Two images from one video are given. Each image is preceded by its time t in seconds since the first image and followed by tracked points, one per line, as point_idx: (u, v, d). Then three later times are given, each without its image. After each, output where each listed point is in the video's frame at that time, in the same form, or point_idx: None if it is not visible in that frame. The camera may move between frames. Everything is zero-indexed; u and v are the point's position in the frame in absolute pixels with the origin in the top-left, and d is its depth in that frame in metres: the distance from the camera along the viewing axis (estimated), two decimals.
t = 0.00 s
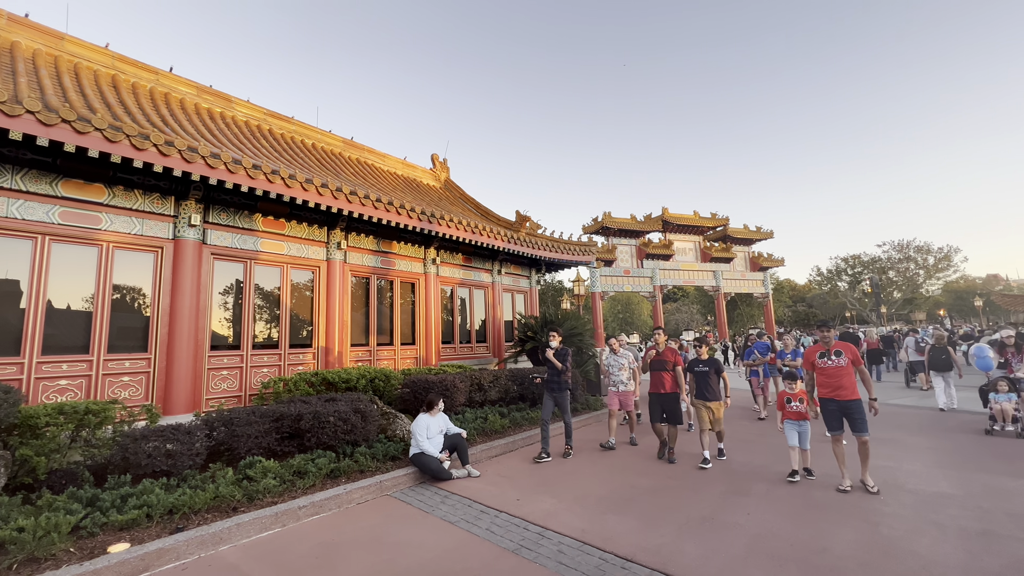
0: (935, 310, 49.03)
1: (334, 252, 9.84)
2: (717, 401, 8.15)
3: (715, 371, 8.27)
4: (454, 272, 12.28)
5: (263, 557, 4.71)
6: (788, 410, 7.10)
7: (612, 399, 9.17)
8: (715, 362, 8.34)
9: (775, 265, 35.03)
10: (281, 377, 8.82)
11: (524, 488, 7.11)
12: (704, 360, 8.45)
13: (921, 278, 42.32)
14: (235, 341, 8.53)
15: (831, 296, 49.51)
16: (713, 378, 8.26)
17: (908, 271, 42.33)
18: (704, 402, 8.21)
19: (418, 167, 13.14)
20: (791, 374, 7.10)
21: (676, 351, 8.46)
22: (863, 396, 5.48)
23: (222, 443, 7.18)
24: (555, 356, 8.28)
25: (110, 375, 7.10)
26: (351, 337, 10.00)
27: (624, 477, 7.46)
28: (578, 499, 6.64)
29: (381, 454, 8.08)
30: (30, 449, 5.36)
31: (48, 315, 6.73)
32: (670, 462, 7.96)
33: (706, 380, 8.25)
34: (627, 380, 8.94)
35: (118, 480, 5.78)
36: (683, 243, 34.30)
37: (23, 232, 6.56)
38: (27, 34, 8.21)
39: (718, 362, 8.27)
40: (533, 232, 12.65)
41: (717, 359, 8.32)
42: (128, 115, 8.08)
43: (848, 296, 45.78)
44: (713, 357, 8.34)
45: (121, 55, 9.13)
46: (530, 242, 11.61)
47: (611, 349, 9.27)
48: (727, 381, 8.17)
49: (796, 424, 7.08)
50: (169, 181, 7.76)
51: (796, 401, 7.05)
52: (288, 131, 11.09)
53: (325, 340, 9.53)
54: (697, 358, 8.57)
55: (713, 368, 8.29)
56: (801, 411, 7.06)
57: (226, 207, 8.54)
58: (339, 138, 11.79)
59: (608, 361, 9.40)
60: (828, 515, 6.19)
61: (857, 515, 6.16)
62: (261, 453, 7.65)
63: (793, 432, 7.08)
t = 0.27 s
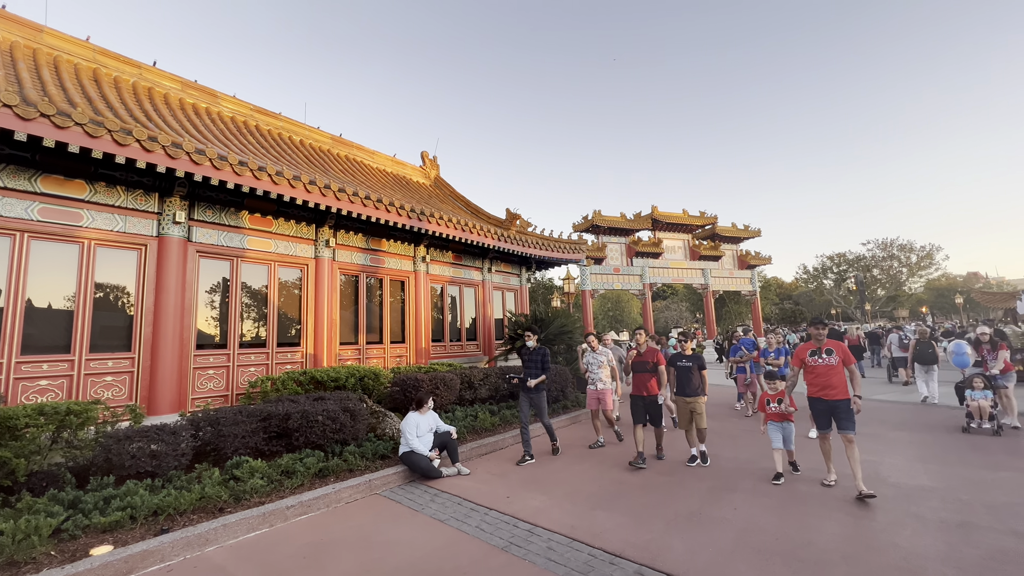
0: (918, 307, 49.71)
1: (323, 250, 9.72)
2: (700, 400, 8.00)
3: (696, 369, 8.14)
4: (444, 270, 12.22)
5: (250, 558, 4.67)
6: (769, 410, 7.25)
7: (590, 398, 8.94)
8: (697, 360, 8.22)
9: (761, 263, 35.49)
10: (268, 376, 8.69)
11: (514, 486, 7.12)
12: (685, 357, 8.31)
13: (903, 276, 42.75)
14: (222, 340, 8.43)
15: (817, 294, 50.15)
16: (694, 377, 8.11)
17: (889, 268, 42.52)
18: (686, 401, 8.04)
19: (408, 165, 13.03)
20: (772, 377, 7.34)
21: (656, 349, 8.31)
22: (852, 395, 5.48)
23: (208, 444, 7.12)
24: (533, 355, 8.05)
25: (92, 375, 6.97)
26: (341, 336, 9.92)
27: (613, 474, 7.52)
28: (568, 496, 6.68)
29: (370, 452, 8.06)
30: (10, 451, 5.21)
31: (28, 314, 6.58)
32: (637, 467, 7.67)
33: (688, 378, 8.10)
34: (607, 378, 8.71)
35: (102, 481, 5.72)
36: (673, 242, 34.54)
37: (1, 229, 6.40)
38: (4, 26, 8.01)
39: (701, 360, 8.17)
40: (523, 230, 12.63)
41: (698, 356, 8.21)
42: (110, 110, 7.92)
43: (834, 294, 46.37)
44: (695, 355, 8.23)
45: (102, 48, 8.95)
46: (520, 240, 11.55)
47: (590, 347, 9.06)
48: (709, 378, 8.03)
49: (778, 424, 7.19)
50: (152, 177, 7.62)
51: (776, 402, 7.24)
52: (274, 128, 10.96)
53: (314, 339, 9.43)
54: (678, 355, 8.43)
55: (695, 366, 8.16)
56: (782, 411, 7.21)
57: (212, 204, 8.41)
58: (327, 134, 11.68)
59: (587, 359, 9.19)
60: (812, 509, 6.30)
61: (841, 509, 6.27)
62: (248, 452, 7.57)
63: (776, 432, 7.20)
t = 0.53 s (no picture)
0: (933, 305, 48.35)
1: (303, 246, 9.21)
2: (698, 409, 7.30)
3: (694, 375, 7.46)
4: (432, 267, 11.72)
5: None
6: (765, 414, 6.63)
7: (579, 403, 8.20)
8: (696, 365, 7.54)
9: (767, 258, 35.28)
10: (246, 380, 8.17)
11: (506, 495, 6.71)
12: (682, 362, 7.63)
13: (913, 273, 42.62)
14: (196, 343, 7.89)
15: (830, 292, 48.68)
16: (692, 383, 7.43)
17: (898, 266, 42.75)
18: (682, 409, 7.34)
19: (393, 156, 12.48)
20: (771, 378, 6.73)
21: (649, 352, 7.60)
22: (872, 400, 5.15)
23: (180, 453, 6.67)
24: (514, 356, 7.34)
25: (55, 380, 6.44)
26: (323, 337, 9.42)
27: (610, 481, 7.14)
28: (563, 505, 6.29)
29: (353, 460, 7.62)
30: None
31: None
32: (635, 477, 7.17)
33: (685, 385, 7.41)
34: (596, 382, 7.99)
35: (66, 493, 5.19)
36: (674, 238, 34.18)
37: None
38: None
39: (700, 366, 7.50)
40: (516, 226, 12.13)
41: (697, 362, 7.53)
42: (73, 96, 7.33)
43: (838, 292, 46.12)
44: (695, 361, 7.56)
45: (64, 30, 8.28)
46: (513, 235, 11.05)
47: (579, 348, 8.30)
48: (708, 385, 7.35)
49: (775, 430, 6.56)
50: (120, 168, 7.06)
51: (773, 406, 6.60)
52: (252, 117, 10.38)
53: (294, 340, 8.90)
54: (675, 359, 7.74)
55: (694, 372, 7.48)
56: (779, 415, 6.54)
57: (184, 197, 7.86)
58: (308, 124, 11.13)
59: (575, 362, 8.44)
60: (818, 515, 5.97)
61: (846, 516, 5.95)
62: (224, 461, 7.08)
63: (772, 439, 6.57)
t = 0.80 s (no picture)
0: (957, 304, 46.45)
1: (275, 240, 8.24)
2: (706, 420, 6.14)
3: (701, 380, 6.24)
4: (418, 264, 10.84)
5: None
6: (783, 426, 5.94)
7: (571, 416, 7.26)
8: (702, 367, 6.29)
9: (783, 255, 34.69)
10: (213, 388, 7.39)
11: (497, 512, 6.05)
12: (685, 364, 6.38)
13: (941, 270, 40.23)
14: (157, 349, 7.12)
15: (846, 291, 47.72)
16: (699, 389, 6.22)
17: (926, 260, 40.10)
18: (688, 421, 6.17)
19: (377, 143, 11.48)
20: (789, 385, 5.92)
21: (647, 358, 6.41)
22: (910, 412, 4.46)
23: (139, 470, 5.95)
24: (498, 365, 6.60)
25: None
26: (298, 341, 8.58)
27: (610, 495, 6.51)
28: (559, 523, 5.66)
29: (332, 476, 6.92)
30: None
31: None
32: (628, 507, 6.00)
33: (691, 392, 6.21)
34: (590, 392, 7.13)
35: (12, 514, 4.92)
36: (682, 232, 33.29)
37: None
38: None
39: (706, 369, 6.24)
40: (511, 219, 11.27)
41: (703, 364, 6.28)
42: (18, 75, 6.47)
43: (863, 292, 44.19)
44: (700, 363, 6.33)
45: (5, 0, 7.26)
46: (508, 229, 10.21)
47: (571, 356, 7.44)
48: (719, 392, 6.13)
49: (791, 444, 5.87)
50: (71, 154, 6.31)
51: (792, 417, 5.94)
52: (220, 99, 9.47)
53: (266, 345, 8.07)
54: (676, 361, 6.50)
55: (699, 376, 6.25)
56: (800, 428, 5.86)
57: (144, 186, 7.08)
58: (281, 107, 10.30)
59: (567, 369, 7.44)
60: (836, 531, 5.38)
61: (868, 531, 5.37)
62: (189, 477, 6.37)
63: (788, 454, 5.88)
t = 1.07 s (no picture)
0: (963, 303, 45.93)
1: (253, 237, 7.55)
2: (702, 437, 5.38)
3: (697, 392, 5.52)
4: (406, 262, 9.99)
5: None
6: (797, 437, 5.19)
7: (560, 424, 6.49)
8: (698, 378, 5.58)
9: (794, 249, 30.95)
10: (187, 395, 6.87)
11: (491, 525, 5.65)
12: (680, 375, 5.67)
13: (959, 267, 40.08)
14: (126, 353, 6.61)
15: (857, 291, 46.48)
16: (695, 403, 5.50)
17: (943, 258, 40.12)
18: (683, 439, 5.41)
19: (362, 132, 10.73)
20: (806, 391, 5.14)
21: (640, 364, 5.77)
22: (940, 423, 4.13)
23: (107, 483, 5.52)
24: (476, 368, 5.94)
25: None
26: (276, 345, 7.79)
27: (611, 506, 6.13)
28: (557, 536, 5.28)
29: (314, 488, 6.46)
30: None
31: None
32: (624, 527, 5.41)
33: (685, 405, 5.51)
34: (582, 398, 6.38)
35: None
36: (687, 228, 30.07)
37: None
38: None
39: (703, 380, 5.53)
40: (504, 215, 10.65)
41: (700, 374, 5.59)
42: None
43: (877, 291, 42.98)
44: (695, 373, 5.60)
45: None
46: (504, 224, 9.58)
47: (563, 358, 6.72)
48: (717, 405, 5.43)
49: (806, 456, 5.13)
50: (30, 142, 5.78)
51: (806, 427, 5.18)
52: (191, 84, 8.56)
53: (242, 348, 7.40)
54: (671, 371, 5.81)
55: (696, 387, 5.53)
56: (813, 438, 5.13)
57: (112, 178, 6.56)
58: (259, 92, 9.37)
59: (557, 373, 6.76)
60: (853, 542, 5.04)
61: (885, 542, 5.04)
62: (161, 490, 5.90)
63: (802, 468, 5.15)
